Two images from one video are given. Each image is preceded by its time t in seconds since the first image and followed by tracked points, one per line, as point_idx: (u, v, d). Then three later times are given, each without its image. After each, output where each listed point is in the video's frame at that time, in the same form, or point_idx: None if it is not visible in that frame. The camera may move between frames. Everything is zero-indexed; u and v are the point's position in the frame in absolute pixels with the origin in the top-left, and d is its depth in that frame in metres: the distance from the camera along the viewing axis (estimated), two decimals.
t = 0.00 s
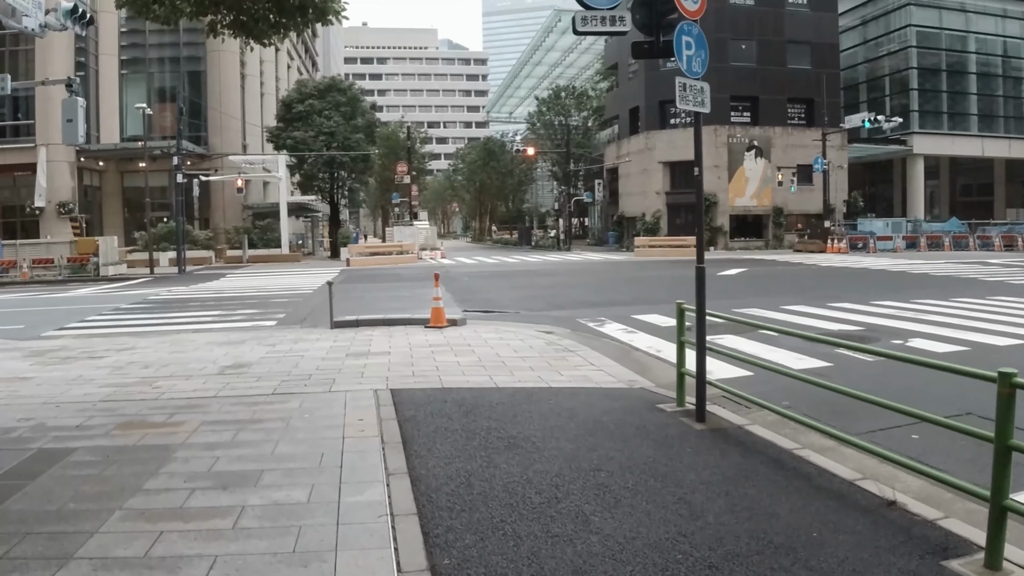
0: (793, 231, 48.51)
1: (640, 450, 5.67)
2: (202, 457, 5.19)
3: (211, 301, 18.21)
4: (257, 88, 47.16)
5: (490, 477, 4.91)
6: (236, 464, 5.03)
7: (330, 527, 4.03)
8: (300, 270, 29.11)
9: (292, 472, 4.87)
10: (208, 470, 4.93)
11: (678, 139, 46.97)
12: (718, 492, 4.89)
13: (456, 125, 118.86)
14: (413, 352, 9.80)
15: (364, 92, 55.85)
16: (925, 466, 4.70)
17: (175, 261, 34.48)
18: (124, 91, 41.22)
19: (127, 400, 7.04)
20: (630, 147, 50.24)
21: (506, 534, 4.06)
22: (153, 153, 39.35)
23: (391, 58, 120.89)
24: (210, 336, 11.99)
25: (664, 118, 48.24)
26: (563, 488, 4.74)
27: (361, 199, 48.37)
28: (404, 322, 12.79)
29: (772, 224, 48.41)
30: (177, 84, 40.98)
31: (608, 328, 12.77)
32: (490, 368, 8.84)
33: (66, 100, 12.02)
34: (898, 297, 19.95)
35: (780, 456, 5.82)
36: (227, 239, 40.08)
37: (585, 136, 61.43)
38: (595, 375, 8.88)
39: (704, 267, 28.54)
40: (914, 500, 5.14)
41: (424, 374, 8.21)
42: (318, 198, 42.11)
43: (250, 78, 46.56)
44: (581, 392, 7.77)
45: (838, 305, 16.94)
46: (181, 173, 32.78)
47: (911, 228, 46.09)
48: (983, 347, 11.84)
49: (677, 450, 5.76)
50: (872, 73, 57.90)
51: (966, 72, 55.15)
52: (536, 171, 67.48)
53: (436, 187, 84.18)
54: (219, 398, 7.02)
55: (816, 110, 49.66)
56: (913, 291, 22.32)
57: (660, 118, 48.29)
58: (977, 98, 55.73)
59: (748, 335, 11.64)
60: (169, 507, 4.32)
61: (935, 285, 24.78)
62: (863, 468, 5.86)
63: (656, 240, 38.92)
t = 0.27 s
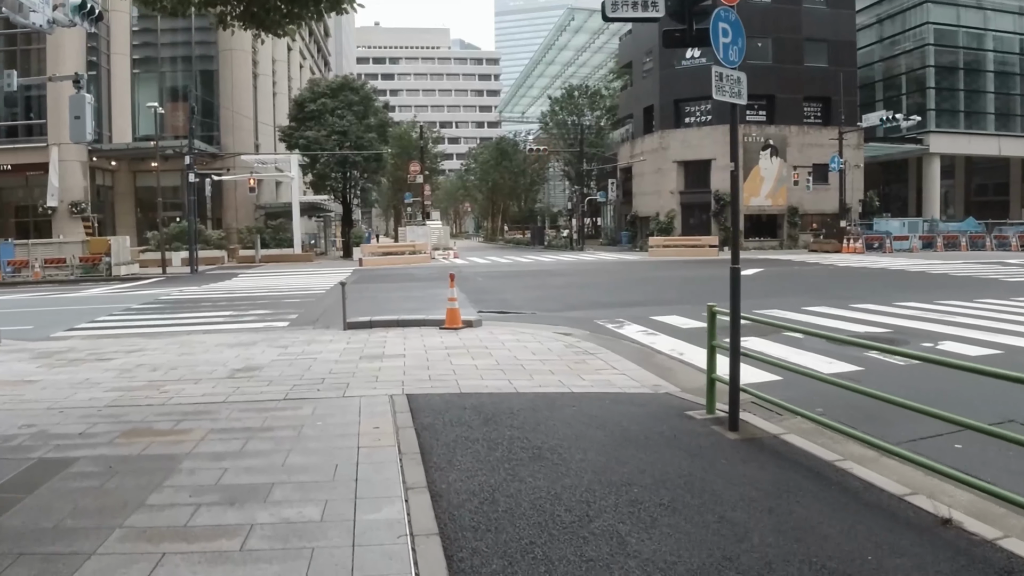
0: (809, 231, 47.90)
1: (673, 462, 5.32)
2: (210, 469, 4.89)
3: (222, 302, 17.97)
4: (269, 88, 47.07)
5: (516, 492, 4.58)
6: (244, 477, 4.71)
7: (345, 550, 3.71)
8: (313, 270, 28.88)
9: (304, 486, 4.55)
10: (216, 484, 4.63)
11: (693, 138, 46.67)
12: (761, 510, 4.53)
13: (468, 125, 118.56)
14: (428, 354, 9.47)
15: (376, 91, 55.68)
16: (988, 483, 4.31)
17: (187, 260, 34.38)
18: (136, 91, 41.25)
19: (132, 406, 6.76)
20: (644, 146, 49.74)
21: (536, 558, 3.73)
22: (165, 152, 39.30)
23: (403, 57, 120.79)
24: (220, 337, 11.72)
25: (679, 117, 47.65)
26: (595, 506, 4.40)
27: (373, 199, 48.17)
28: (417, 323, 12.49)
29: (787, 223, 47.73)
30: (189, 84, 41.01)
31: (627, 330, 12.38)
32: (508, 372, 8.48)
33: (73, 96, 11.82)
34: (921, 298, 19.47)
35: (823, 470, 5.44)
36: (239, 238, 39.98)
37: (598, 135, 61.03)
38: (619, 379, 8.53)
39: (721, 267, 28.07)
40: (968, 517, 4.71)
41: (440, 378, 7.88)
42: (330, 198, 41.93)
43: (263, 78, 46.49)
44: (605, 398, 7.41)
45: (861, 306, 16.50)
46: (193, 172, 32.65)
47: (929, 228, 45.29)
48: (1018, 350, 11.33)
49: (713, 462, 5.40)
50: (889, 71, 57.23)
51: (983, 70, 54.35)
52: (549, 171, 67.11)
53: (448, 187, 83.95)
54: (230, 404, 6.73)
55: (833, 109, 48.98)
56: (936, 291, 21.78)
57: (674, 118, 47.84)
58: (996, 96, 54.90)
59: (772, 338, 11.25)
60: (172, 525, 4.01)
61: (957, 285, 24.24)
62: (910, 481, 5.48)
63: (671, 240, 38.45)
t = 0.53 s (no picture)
0: (825, 231, 47.50)
1: (713, 481, 4.94)
2: (217, 484, 4.55)
3: (233, 302, 17.70)
4: (281, 88, 46.95)
5: (548, 513, 4.20)
6: (252, 495, 4.35)
7: None
8: (324, 270, 28.62)
9: (317, 504, 4.20)
10: (221, 501, 4.28)
11: (707, 138, 46.09)
12: (817, 535, 4.13)
13: (478, 125, 118.12)
14: (444, 359, 9.09)
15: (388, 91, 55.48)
16: None
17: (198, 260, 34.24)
18: (148, 89, 41.22)
19: (136, 413, 6.43)
20: (658, 145, 49.23)
21: None
22: (177, 152, 39.19)
23: (414, 57, 120.73)
24: (231, 339, 11.41)
25: (694, 116, 47.27)
26: (635, 530, 4.01)
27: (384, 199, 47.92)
28: (432, 325, 12.14)
29: (803, 224, 47.16)
30: (201, 83, 41.04)
31: (649, 332, 11.94)
32: (529, 378, 8.09)
33: (82, 92, 11.59)
34: (946, 300, 18.93)
35: (875, 488, 5.04)
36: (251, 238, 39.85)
37: (610, 135, 60.59)
38: (646, 386, 8.14)
39: (738, 268, 27.57)
40: None
41: (460, 385, 7.51)
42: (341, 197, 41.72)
43: (274, 77, 46.36)
44: (633, 407, 7.02)
45: (886, 309, 16.01)
46: (204, 171, 32.50)
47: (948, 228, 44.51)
48: None
49: (756, 481, 5.01)
50: (905, 70, 56.46)
51: (1002, 68, 53.48)
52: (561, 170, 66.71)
53: (459, 187, 83.70)
54: (240, 411, 6.37)
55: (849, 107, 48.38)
56: (960, 293, 21.23)
57: (688, 116, 47.34)
58: (1014, 95, 54.02)
59: (801, 342, 10.83)
60: (174, 550, 3.66)
61: (980, 287, 23.65)
62: (970, 500, 5.07)
63: (686, 240, 38.01)
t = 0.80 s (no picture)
0: (841, 232, 46.91)
1: (765, 504, 4.54)
2: (228, 505, 4.19)
3: (244, 303, 17.41)
4: (292, 87, 46.79)
5: (590, 541, 3.81)
6: (266, 519, 3.99)
7: None
8: (336, 271, 28.34)
9: (336, 530, 3.83)
10: (232, 526, 3.91)
11: (723, 137, 45.50)
12: (888, 567, 3.74)
13: (489, 125, 117.80)
14: (463, 364, 8.68)
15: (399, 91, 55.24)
16: None
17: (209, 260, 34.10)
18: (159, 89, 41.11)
19: (142, 423, 6.09)
20: (672, 145, 48.71)
21: None
22: (188, 151, 39.06)
23: (424, 58, 120.57)
24: (242, 342, 11.08)
25: (708, 115, 46.81)
26: (687, 562, 3.62)
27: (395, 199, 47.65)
28: (448, 328, 11.77)
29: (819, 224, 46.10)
30: (212, 83, 40.93)
31: (673, 336, 11.47)
32: (554, 385, 7.69)
33: (89, 88, 11.32)
34: (973, 301, 18.39)
35: (940, 511, 4.63)
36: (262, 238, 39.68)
37: (623, 134, 60.17)
38: (676, 393, 7.74)
39: (756, 268, 27.06)
40: None
41: (482, 393, 7.13)
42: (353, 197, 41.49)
43: (285, 76, 46.18)
44: (667, 418, 6.61)
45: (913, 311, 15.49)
46: (215, 171, 32.31)
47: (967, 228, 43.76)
48: None
49: (810, 504, 4.61)
50: (922, 68, 55.67)
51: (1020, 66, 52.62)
52: (572, 170, 66.28)
53: (470, 187, 83.40)
54: (252, 421, 6.02)
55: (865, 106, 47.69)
56: (986, 294, 20.68)
57: (703, 115, 46.85)
58: None
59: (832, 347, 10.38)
60: None
61: (1005, 288, 23.05)
62: None
63: (701, 240, 37.54)
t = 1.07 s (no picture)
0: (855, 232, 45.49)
1: (813, 528, 4.21)
2: (236, 527, 3.90)
3: (253, 304, 17.16)
4: (301, 87, 46.63)
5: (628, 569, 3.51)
6: (275, 544, 3.69)
7: None
8: (346, 272, 28.10)
9: (352, 556, 3.53)
10: (240, 551, 3.62)
11: (735, 136, 45.06)
12: None
13: (498, 125, 117.49)
14: (479, 369, 8.36)
15: (409, 91, 55.05)
16: None
17: (219, 260, 33.94)
18: (168, 89, 41.03)
19: (147, 433, 5.81)
20: (685, 144, 48.30)
21: None
22: (197, 151, 38.93)
23: (433, 58, 120.39)
24: (251, 345, 10.81)
25: (721, 114, 46.39)
26: None
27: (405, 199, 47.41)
28: (461, 331, 11.46)
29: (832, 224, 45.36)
30: (221, 82, 40.82)
31: (693, 339, 11.07)
32: (576, 392, 7.35)
33: (95, 87, 11.07)
34: (996, 303, 17.94)
35: (998, 532, 4.29)
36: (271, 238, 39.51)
37: (634, 134, 59.76)
38: (702, 401, 7.40)
39: (772, 269, 26.61)
40: None
41: (501, 400, 6.80)
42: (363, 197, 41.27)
43: (295, 76, 46.02)
44: (697, 429, 6.27)
45: (936, 314, 15.08)
46: (225, 171, 32.13)
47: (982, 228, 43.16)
48: None
49: (860, 527, 4.28)
50: (936, 67, 54.99)
51: None
52: (583, 170, 65.90)
53: (480, 187, 83.13)
54: (262, 432, 5.72)
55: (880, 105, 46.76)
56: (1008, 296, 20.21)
57: (715, 114, 46.41)
58: None
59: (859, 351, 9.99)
60: None
61: None
62: None
63: (714, 240, 37.14)
